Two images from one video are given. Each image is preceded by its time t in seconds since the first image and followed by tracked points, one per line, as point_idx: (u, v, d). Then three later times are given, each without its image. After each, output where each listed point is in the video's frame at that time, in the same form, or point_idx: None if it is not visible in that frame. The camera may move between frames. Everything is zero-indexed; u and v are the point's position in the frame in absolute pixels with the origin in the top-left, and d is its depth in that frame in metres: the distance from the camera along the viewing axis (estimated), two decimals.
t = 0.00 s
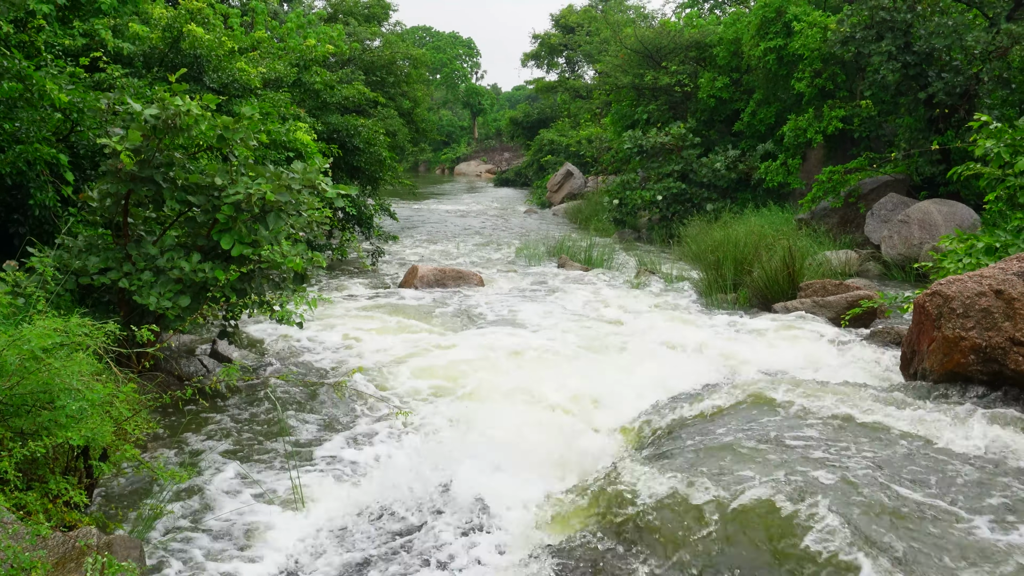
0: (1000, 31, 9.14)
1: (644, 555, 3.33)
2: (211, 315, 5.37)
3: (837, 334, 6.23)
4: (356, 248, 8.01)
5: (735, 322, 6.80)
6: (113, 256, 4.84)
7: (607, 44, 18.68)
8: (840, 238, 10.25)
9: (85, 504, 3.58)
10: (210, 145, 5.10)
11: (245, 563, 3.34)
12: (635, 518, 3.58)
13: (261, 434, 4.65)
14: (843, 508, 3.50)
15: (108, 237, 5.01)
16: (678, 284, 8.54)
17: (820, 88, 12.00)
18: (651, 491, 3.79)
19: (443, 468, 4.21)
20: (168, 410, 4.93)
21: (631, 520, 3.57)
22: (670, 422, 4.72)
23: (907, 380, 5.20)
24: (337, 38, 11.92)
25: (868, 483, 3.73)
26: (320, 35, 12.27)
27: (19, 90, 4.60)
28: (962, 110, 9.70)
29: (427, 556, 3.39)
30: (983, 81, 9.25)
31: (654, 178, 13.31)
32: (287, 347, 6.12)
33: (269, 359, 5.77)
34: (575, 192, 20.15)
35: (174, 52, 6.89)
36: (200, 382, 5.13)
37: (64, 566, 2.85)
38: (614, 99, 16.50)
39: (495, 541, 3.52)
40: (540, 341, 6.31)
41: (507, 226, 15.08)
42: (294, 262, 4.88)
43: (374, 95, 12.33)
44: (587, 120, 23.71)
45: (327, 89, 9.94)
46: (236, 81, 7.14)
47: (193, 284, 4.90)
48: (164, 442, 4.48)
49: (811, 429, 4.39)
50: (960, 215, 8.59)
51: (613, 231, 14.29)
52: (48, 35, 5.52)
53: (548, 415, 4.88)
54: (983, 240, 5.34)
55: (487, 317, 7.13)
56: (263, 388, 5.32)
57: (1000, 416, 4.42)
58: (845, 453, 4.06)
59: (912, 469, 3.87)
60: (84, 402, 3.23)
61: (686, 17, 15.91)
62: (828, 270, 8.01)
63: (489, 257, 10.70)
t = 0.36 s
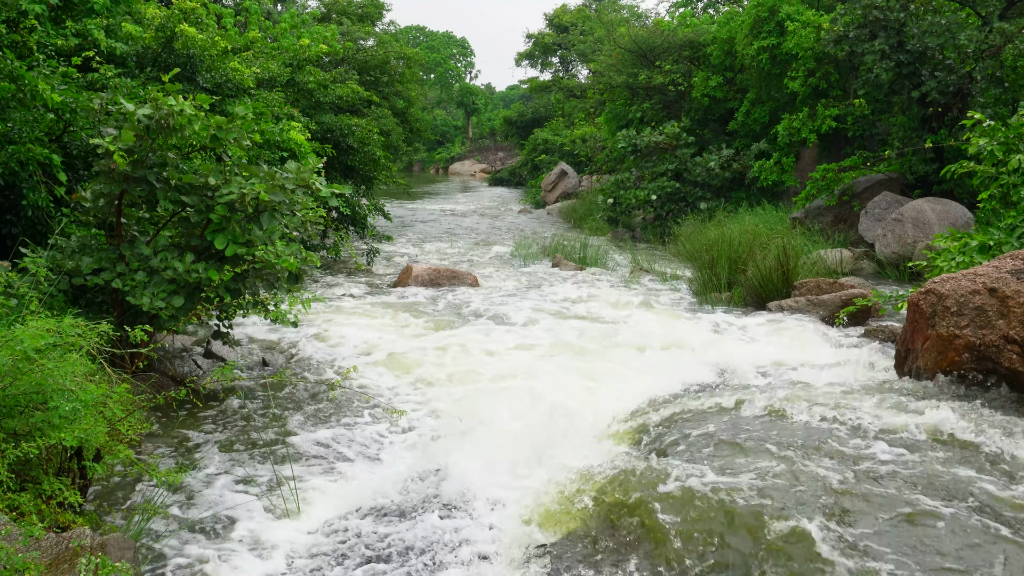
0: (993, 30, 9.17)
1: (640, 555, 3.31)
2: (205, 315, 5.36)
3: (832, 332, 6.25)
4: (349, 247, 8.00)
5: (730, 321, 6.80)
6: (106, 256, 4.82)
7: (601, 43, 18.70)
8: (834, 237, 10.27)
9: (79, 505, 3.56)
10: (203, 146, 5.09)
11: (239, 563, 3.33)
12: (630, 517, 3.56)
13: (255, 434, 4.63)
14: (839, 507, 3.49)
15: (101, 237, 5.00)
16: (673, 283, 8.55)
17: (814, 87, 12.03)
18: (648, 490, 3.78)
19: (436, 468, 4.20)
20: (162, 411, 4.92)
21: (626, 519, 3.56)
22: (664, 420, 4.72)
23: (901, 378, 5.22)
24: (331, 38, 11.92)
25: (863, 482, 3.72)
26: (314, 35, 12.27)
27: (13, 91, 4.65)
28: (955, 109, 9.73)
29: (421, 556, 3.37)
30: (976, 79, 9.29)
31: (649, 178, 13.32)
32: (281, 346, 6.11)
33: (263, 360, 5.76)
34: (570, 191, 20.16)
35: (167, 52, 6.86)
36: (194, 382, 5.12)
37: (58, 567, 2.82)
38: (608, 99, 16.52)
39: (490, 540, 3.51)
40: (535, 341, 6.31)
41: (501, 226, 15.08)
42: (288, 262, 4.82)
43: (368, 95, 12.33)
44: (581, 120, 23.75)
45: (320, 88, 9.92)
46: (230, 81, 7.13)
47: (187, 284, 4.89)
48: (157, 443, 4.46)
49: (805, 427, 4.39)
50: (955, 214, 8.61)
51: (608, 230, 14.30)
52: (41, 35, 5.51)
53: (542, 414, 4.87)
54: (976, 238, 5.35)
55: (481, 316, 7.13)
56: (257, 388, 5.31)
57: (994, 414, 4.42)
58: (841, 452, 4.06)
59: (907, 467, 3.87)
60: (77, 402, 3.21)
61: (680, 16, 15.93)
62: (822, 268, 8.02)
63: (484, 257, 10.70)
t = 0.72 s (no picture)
0: (990, 28, 9.19)
1: (639, 553, 3.30)
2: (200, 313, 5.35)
3: (827, 329, 6.27)
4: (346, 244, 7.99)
5: (728, 319, 6.79)
6: (102, 253, 4.81)
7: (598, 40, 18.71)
8: (830, 235, 10.29)
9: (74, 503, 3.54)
10: (199, 142, 5.08)
11: (234, 561, 3.32)
12: (629, 516, 3.55)
13: (253, 432, 4.62)
14: (836, 504, 3.49)
15: (97, 234, 4.98)
16: (669, 280, 8.55)
17: (811, 85, 12.03)
18: (644, 489, 3.77)
19: (434, 466, 4.18)
20: (158, 408, 4.91)
21: (623, 517, 3.56)
22: (660, 418, 4.72)
23: (898, 377, 5.19)
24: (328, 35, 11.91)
25: (860, 479, 3.72)
26: (311, 32, 12.27)
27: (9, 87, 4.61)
28: (952, 107, 9.69)
29: (418, 554, 3.36)
30: (973, 78, 9.31)
31: (645, 175, 13.34)
32: (277, 344, 6.10)
33: (260, 357, 5.76)
34: (567, 188, 20.18)
35: (163, 49, 6.84)
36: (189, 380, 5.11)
37: (52, 565, 2.82)
38: (605, 96, 16.51)
39: (486, 538, 3.49)
40: (532, 338, 6.30)
41: (498, 223, 15.09)
42: (285, 259, 4.85)
43: (365, 91, 12.32)
44: (578, 117, 23.77)
45: (317, 85, 9.90)
46: (226, 77, 7.12)
47: (183, 281, 4.88)
48: (153, 440, 4.45)
49: (802, 425, 4.40)
50: (951, 212, 8.63)
51: (605, 228, 14.30)
52: (36, 31, 5.50)
53: (541, 413, 4.85)
54: (973, 235, 5.36)
55: (478, 313, 7.13)
56: (253, 385, 5.30)
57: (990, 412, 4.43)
58: (838, 449, 4.06)
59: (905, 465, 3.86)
60: (72, 400, 3.19)
61: (677, 14, 15.94)
62: (818, 266, 8.03)
63: (480, 254, 10.69)
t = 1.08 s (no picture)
0: (988, 23, 9.20)
1: (638, 549, 3.29)
2: (198, 309, 5.34)
3: (825, 324, 6.26)
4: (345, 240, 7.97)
5: (727, 314, 6.77)
6: (99, 249, 4.78)
7: (596, 36, 18.70)
8: (828, 231, 10.28)
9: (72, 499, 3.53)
10: (197, 138, 5.05)
11: (232, 558, 3.30)
12: (629, 514, 3.53)
13: (251, 428, 4.60)
14: (838, 501, 3.47)
15: (94, 230, 4.96)
16: (668, 275, 8.55)
17: (809, 80, 12.01)
18: (642, 484, 3.77)
19: (432, 463, 4.16)
20: (156, 405, 4.89)
21: (623, 514, 3.54)
22: (661, 413, 4.71)
23: (897, 372, 5.21)
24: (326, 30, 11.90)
25: (861, 476, 3.71)
26: (309, 27, 12.28)
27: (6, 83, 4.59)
28: (950, 102, 9.83)
29: (418, 552, 3.34)
30: (971, 73, 9.33)
31: (644, 171, 13.34)
32: (276, 340, 6.09)
33: (258, 353, 5.74)
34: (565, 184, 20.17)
35: (160, 45, 6.83)
36: (188, 376, 5.10)
37: (50, 562, 2.81)
38: (603, 92, 16.50)
39: (486, 535, 3.48)
40: (531, 334, 6.29)
41: (497, 219, 15.08)
42: (282, 255, 4.77)
43: (363, 86, 12.32)
44: (576, 113, 23.77)
45: (315, 81, 9.89)
46: (224, 73, 7.15)
47: (181, 277, 4.85)
48: (152, 437, 4.44)
49: (801, 420, 4.39)
50: (949, 207, 8.63)
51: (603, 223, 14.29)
52: (34, 26, 5.49)
53: (539, 409, 4.84)
54: (972, 231, 5.36)
55: (476, 309, 7.13)
56: (252, 381, 5.29)
57: (990, 407, 4.42)
58: (836, 444, 4.05)
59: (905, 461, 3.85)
60: (69, 397, 3.18)
61: (675, 9, 15.93)
62: (817, 262, 8.03)
63: (478, 250, 10.69)
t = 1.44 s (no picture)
0: (985, 19, 9.21)
1: (633, 543, 3.30)
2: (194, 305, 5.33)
3: (822, 321, 6.27)
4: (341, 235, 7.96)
5: (724, 311, 6.77)
6: (95, 245, 4.76)
7: (593, 32, 18.70)
8: (825, 227, 10.28)
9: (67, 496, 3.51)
10: (193, 134, 5.04)
11: (227, 555, 3.29)
12: (628, 511, 3.51)
13: (249, 425, 4.58)
14: (837, 499, 3.46)
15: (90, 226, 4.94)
16: (664, 271, 8.55)
17: (806, 76, 12.01)
18: (639, 479, 3.77)
19: (428, 459, 4.16)
20: (152, 400, 4.88)
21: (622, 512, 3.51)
22: (658, 409, 4.71)
23: (893, 369, 5.21)
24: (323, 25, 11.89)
25: (859, 473, 3.70)
26: (306, 22, 12.26)
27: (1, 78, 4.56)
28: (947, 99, 9.88)
29: (414, 548, 3.33)
30: (968, 69, 9.35)
31: (640, 167, 13.34)
32: (272, 336, 6.08)
33: (254, 349, 5.73)
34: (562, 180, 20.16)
35: (156, 39, 6.84)
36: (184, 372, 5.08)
37: (45, 559, 2.80)
38: (600, 88, 16.50)
39: (482, 531, 3.47)
40: (528, 331, 6.28)
41: (493, 215, 15.08)
42: (278, 251, 4.75)
43: (359, 82, 12.31)
44: (572, 108, 23.76)
45: (311, 76, 9.87)
46: (220, 68, 7.19)
47: (177, 273, 4.83)
48: (147, 433, 4.42)
49: (798, 416, 4.38)
50: (945, 204, 8.64)
51: (599, 220, 14.29)
52: (28, 20, 5.47)
53: (535, 406, 4.82)
54: (969, 227, 5.37)
55: (473, 305, 7.12)
56: (248, 377, 5.28)
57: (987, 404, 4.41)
58: (833, 440, 4.06)
59: (904, 459, 3.84)
60: (65, 392, 3.16)
61: (672, 5, 15.93)
62: (813, 258, 8.04)
63: (474, 245, 10.68)
